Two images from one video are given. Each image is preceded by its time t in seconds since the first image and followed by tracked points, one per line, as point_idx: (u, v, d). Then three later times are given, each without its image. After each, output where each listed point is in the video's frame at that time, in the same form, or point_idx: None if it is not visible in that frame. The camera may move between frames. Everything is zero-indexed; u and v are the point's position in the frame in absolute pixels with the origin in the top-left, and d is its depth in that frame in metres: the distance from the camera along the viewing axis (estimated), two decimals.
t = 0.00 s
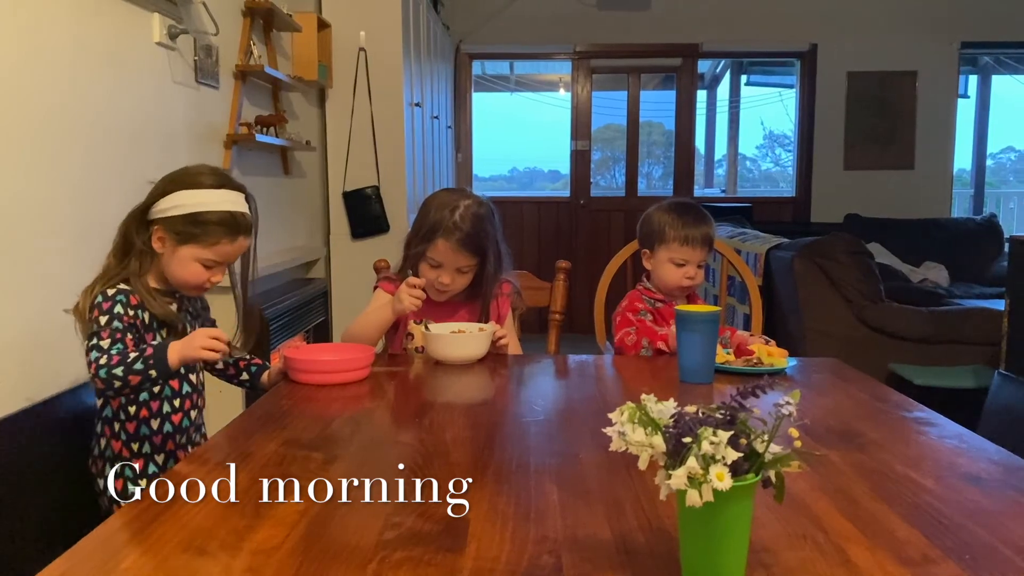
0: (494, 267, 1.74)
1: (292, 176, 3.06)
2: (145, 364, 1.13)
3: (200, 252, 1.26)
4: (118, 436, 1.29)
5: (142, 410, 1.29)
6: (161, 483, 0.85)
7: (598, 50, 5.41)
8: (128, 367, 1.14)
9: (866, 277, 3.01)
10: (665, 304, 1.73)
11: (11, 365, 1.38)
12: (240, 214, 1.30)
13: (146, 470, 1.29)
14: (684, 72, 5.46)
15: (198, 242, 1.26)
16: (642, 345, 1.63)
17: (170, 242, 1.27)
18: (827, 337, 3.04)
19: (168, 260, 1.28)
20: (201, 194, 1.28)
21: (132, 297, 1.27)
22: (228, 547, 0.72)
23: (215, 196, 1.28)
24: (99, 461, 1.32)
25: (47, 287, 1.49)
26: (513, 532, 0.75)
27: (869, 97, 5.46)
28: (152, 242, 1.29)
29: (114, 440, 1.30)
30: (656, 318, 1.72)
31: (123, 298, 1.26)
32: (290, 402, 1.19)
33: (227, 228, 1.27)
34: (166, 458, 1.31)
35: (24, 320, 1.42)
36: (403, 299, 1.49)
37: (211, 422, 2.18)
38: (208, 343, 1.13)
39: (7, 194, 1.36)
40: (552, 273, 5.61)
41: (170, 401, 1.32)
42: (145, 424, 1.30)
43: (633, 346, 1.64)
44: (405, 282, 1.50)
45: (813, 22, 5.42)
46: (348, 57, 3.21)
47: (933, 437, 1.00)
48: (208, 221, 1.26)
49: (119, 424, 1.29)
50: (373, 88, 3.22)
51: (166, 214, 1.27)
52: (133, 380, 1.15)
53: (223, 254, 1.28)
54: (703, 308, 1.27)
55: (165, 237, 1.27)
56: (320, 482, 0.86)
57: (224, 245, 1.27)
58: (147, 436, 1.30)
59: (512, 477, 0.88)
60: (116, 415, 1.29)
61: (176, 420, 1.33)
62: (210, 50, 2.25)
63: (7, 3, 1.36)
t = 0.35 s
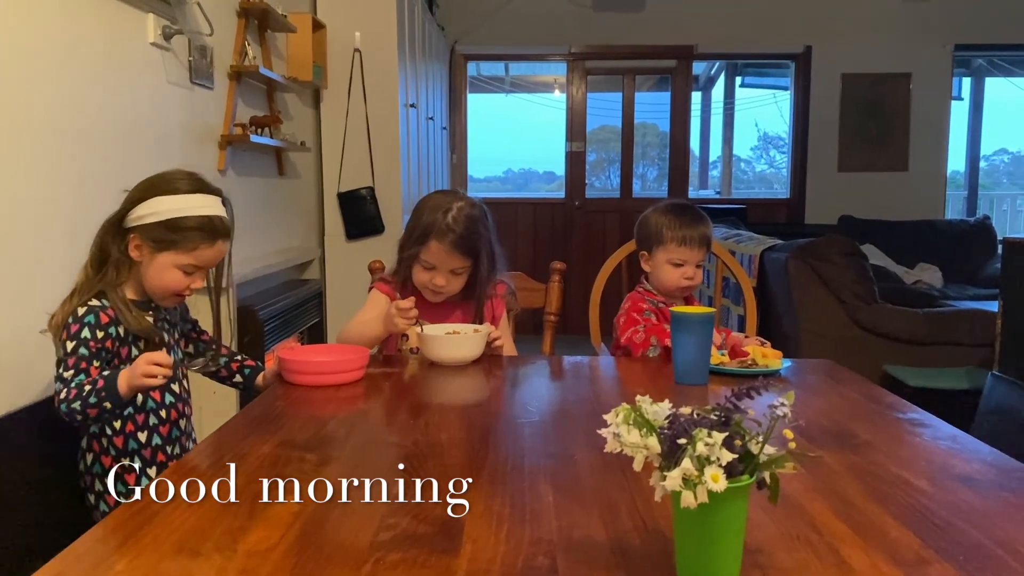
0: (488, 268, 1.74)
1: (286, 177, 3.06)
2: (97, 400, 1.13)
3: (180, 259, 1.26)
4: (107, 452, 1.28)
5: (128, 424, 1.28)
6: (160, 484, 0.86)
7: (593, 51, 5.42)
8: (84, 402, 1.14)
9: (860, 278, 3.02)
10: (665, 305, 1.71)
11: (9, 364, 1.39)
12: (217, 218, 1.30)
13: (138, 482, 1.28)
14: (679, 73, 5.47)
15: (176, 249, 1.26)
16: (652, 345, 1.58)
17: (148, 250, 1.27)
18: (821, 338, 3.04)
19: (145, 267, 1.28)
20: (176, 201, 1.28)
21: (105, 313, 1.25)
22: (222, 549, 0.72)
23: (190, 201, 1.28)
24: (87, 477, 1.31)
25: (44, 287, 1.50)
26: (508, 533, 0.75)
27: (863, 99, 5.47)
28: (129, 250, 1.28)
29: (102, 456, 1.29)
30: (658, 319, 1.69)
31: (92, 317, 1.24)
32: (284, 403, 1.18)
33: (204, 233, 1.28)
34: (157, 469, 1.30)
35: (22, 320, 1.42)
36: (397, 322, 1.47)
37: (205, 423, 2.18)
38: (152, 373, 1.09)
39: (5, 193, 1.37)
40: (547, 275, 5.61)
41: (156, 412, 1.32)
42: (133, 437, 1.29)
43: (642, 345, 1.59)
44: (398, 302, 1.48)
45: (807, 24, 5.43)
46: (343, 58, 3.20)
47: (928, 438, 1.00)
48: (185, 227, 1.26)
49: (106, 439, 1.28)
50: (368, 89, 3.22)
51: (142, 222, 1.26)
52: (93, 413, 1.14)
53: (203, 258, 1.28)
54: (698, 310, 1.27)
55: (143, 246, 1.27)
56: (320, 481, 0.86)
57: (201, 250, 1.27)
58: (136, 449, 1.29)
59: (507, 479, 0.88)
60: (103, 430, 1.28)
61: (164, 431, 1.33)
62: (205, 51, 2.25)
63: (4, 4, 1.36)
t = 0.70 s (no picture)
0: (480, 269, 1.73)
1: (278, 178, 3.05)
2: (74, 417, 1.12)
3: (119, 225, 1.24)
4: (93, 458, 1.28)
5: (112, 429, 1.27)
6: (158, 485, 0.86)
7: (585, 54, 5.42)
8: (65, 418, 1.13)
9: (851, 280, 3.03)
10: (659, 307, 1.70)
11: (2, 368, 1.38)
12: (146, 182, 1.29)
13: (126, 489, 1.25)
14: (671, 76, 5.49)
15: (112, 218, 1.25)
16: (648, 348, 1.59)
17: (93, 230, 1.26)
18: (814, 340, 3.05)
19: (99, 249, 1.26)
20: (102, 177, 1.30)
21: (80, 318, 1.23)
22: (213, 551, 0.71)
23: (115, 175, 1.30)
24: (74, 483, 1.31)
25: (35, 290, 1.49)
26: (501, 535, 0.75)
27: (855, 102, 5.50)
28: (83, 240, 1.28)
29: (88, 461, 1.28)
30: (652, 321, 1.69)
31: (66, 323, 1.21)
32: (276, 405, 1.18)
33: (133, 196, 1.26)
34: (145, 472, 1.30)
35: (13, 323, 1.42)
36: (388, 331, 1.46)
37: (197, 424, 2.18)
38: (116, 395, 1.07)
39: None
40: (540, 277, 5.62)
41: (141, 415, 1.31)
42: (118, 442, 1.28)
43: (637, 347, 1.60)
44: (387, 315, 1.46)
45: (799, 28, 5.45)
46: (336, 59, 3.20)
47: (919, 439, 1.00)
48: (111, 193, 1.26)
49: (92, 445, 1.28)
50: (360, 90, 3.22)
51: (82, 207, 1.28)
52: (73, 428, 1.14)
53: (142, 222, 1.25)
54: (690, 312, 1.27)
55: (88, 227, 1.26)
56: (318, 483, 0.86)
57: (133, 211, 1.25)
58: (123, 454, 1.29)
59: (500, 480, 0.88)
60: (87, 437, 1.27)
61: (150, 434, 1.32)
62: (197, 52, 2.24)
63: None
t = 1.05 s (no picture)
0: (467, 271, 1.72)
1: (267, 179, 3.03)
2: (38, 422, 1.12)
3: (117, 256, 1.25)
4: (77, 460, 1.26)
5: (91, 433, 1.27)
6: (156, 486, 0.86)
7: (576, 55, 5.42)
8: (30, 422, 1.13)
9: (840, 282, 3.04)
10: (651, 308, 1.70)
11: None
12: (155, 216, 1.29)
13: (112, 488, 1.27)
14: (661, 79, 5.50)
15: (113, 245, 1.25)
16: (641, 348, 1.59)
17: (86, 249, 1.25)
18: (803, 342, 3.06)
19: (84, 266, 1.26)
20: (112, 197, 1.27)
21: (44, 323, 1.22)
22: (202, 554, 0.71)
23: (128, 198, 1.28)
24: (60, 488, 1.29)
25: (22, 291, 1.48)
26: (491, 536, 0.75)
27: (844, 105, 5.53)
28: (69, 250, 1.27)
29: (71, 464, 1.26)
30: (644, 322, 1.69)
31: (30, 328, 1.21)
32: (265, 407, 1.17)
33: (141, 231, 1.26)
34: (132, 476, 1.26)
35: None
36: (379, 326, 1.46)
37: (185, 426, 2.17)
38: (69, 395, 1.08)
39: None
40: (530, 278, 5.62)
41: (116, 419, 1.30)
42: (99, 445, 1.28)
43: (631, 347, 1.60)
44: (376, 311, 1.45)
45: (788, 31, 5.48)
46: (325, 61, 3.19)
47: (907, 441, 1.01)
48: (123, 224, 1.25)
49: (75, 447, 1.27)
50: (351, 92, 3.21)
51: (79, 220, 1.26)
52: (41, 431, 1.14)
53: (140, 258, 1.27)
54: (680, 314, 1.27)
55: (81, 244, 1.25)
56: (318, 483, 0.87)
57: (139, 248, 1.26)
58: (105, 457, 1.28)
59: (490, 482, 0.88)
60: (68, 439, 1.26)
61: (128, 438, 1.31)
62: (186, 53, 2.23)
63: None
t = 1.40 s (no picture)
0: (449, 272, 1.72)
1: (254, 181, 3.02)
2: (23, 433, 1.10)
3: (137, 280, 1.23)
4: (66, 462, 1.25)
5: (78, 436, 1.26)
6: (156, 485, 0.86)
7: (564, 58, 5.43)
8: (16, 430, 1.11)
9: (827, 284, 3.05)
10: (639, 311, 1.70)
11: None
12: (182, 245, 1.28)
13: (102, 488, 1.27)
14: (649, 81, 5.51)
15: (136, 268, 1.23)
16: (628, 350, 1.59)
17: (105, 266, 1.23)
18: (790, 344, 3.08)
19: (99, 281, 1.25)
20: (150, 220, 1.25)
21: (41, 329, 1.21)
22: (187, 558, 0.70)
23: (164, 224, 1.26)
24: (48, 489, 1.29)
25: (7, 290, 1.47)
26: (478, 539, 0.74)
27: (830, 108, 5.56)
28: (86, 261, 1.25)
29: (61, 465, 1.25)
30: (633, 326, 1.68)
31: (26, 334, 1.20)
32: (253, 410, 1.17)
33: (167, 259, 1.25)
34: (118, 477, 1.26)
35: None
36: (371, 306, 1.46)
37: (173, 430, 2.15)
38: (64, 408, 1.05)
39: None
40: (518, 280, 5.61)
41: (104, 424, 1.28)
42: (86, 448, 1.26)
43: (617, 350, 1.60)
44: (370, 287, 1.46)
45: (775, 35, 5.51)
46: (313, 62, 3.18)
47: (894, 443, 1.01)
48: (152, 249, 1.24)
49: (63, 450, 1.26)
50: (338, 93, 3.20)
51: (106, 235, 1.23)
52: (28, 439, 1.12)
53: (158, 282, 1.25)
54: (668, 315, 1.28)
55: (101, 260, 1.24)
56: (318, 483, 0.87)
57: (161, 276, 1.24)
58: (93, 459, 1.27)
59: (478, 485, 0.87)
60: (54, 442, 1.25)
61: (117, 441, 1.29)
62: (172, 54, 2.22)
63: None
